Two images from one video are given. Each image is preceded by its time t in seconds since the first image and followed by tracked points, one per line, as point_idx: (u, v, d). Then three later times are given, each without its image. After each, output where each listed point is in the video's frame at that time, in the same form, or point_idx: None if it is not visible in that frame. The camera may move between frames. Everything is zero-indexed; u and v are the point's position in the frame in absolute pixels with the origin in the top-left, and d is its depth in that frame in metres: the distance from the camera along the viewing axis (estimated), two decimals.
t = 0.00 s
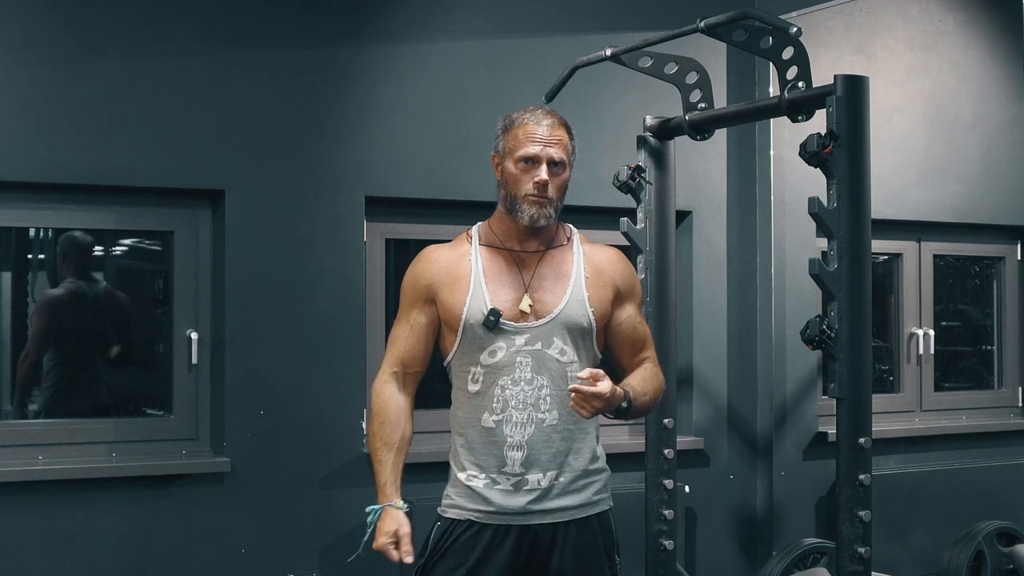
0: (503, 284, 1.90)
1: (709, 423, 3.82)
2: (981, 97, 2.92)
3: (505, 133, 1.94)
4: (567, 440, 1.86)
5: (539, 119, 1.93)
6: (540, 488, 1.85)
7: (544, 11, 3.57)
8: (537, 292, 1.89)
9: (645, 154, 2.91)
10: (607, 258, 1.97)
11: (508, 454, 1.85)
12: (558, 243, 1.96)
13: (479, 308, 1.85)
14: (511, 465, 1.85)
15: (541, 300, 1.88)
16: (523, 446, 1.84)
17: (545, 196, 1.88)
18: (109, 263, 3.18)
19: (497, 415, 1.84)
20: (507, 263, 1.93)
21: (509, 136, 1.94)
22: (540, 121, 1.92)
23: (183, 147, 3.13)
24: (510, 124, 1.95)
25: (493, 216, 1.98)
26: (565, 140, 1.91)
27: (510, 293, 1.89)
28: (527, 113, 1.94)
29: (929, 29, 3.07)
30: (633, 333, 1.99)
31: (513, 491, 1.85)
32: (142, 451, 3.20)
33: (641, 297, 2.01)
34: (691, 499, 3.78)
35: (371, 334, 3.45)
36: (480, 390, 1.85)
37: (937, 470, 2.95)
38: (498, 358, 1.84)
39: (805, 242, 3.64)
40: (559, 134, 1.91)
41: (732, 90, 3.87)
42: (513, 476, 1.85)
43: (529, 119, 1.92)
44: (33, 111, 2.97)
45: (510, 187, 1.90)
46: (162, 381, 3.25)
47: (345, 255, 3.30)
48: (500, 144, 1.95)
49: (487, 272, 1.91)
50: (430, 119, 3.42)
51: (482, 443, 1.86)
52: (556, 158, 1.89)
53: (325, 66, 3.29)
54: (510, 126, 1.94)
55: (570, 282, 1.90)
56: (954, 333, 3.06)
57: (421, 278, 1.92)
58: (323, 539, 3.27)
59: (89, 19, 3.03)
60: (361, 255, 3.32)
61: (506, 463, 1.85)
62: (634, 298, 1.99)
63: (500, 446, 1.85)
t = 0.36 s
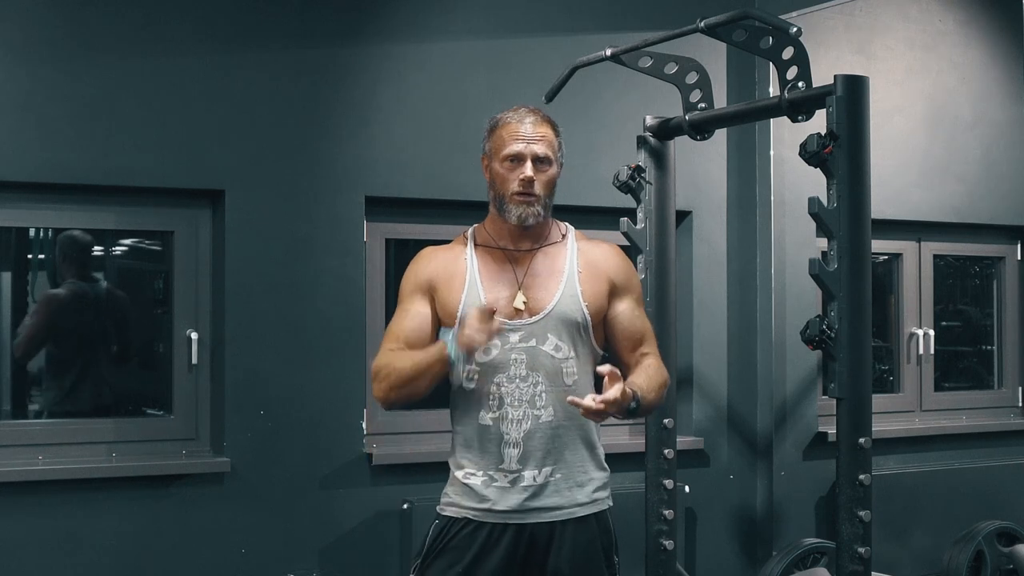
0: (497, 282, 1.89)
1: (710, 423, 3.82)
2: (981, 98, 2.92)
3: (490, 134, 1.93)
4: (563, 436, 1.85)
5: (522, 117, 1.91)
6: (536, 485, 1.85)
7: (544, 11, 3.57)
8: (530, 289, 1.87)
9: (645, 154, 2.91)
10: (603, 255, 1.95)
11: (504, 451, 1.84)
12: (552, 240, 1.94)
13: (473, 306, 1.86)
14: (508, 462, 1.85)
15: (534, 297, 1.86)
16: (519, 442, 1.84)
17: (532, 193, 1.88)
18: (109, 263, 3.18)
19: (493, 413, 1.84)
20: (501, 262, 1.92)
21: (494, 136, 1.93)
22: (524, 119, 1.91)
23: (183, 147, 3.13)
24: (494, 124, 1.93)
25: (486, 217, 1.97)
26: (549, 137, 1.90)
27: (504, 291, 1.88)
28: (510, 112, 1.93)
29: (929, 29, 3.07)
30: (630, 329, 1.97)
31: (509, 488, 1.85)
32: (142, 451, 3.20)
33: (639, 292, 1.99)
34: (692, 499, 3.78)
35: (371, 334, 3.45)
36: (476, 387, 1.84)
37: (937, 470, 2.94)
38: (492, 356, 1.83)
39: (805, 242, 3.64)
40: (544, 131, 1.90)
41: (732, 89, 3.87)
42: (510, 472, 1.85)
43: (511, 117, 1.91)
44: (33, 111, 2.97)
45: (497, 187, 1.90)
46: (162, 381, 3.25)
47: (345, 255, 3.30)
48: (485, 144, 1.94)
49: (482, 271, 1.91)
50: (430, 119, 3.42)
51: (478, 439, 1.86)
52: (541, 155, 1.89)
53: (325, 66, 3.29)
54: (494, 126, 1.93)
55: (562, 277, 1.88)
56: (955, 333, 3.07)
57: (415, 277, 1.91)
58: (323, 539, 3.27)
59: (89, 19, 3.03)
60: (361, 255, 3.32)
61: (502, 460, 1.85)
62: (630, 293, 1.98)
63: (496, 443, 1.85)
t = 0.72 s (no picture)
0: (503, 282, 1.88)
1: (710, 423, 3.80)
2: (981, 98, 2.93)
3: (504, 133, 1.94)
4: (568, 437, 1.84)
5: (537, 119, 1.93)
6: (540, 485, 1.85)
7: (544, 11, 3.57)
8: (537, 289, 1.87)
9: (645, 154, 2.92)
10: (606, 258, 1.98)
11: (509, 451, 1.84)
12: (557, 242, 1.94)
13: (480, 306, 1.85)
14: (512, 462, 1.84)
15: (541, 297, 1.86)
16: (524, 443, 1.83)
17: (545, 196, 1.88)
18: (110, 263, 3.18)
19: (498, 413, 1.83)
20: (507, 262, 1.91)
21: (508, 136, 1.93)
22: (539, 121, 1.92)
23: (183, 147, 3.13)
24: (509, 124, 1.94)
25: (492, 216, 1.96)
26: (564, 140, 1.91)
27: (510, 290, 1.87)
28: (526, 113, 1.94)
29: (929, 29, 3.07)
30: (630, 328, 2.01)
31: (512, 488, 1.85)
32: (142, 451, 3.20)
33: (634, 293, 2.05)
34: (691, 499, 3.77)
35: (371, 334, 3.45)
36: (481, 388, 1.83)
37: (937, 471, 2.94)
38: (499, 357, 1.82)
39: (804, 242, 3.72)
40: (559, 134, 1.91)
41: (732, 90, 3.87)
42: (513, 473, 1.85)
43: (527, 120, 1.92)
44: (33, 111, 2.97)
45: (509, 187, 1.91)
46: (162, 381, 3.25)
47: (345, 255, 3.30)
48: (498, 144, 1.95)
49: (488, 270, 1.90)
50: (431, 118, 3.42)
51: (482, 440, 1.85)
52: (555, 158, 1.90)
53: (325, 66, 3.29)
54: (509, 126, 1.94)
55: (569, 280, 1.89)
56: (955, 333, 3.07)
57: (421, 279, 1.91)
58: (323, 539, 3.27)
59: (89, 19, 3.03)
60: (361, 255, 3.32)
61: (506, 461, 1.84)
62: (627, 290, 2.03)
63: (500, 444, 1.84)
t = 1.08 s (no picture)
0: (501, 284, 1.89)
1: (710, 423, 3.80)
2: (981, 98, 2.93)
3: (502, 133, 1.93)
4: (567, 440, 1.85)
5: (534, 119, 1.91)
6: (539, 488, 1.85)
7: (544, 11, 3.57)
8: (535, 292, 1.88)
9: (645, 154, 2.91)
10: (607, 258, 1.96)
11: (508, 454, 1.85)
12: (557, 242, 1.95)
13: (477, 307, 1.86)
14: (511, 465, 1.85)
15: (539, 299, 1.88)
16: (522, 446, 1.84)
17: (541, 196, 1.87)
18: (109, 263, 3.18)
19: (497, 415, 1.84)
20: (505, 263, 1.92)
21: (506, 136, 1.92)
22: (536, 121, 1.90)
23: (183, 147, 3.13)
24: (506, 124, 1.93)
25: (491, 216, 1.97)
26: (561, 140, 1.90)
27: (508, 293, 1.88)
28: (523, 113, 1.92)
29: (929, 29, 3.07)
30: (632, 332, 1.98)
31: (512, 491, 1.85)
32: (142, 451, 3.20)
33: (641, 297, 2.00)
34: (691, 499, 3.77)
35: (371, 334, 3.45)
36: (480, 389, 1.85)
37: (937, 470, 2.95)
38: (497, 359, 1.83)
39: (804, 242, 3.73)
40: (556, 134, 1.90)
41: (732, 90, 3.87)
42: (513, 475, 1.85)
43: (523, 120, 1.90)
44: (33, 111, 2.97)
45: (507, 188, 1.90)
46: (162, 381, 3.25)
47: (345, 254, 3.30)
48: (496, 143, 1.94)
49: (486, 272, 1.91)
50: (431, 118, 3.42)
51: (481, 442, 1.86)
52: (552, 159, 1.88)
53: (325, 66, 3.29)
54: (505, 126, 1.92)
55: (568, 281, 1.89)
56: (955, 333, 3.07)
57: (418, 279, 1.93)
58: (323, 539, 3.27)
59: (89, 19, 3.03)
60: (361, 255, 3.32)
61: (505, 463, 1.85)
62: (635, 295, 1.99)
63: (499, 447, 1.85)
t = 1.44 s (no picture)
0: (498, 284, 1.89)
1: (709, 422, 3.79)
2: (981, 98, 2.93)
3: (500, 132, 1.93)
4: (564, 440, 1.85)
5: (532, 117, 1.91)
6: (535, 487, 1.84)
7: (544, 11, 3.57)
8: (532, 291, 1.87)
9: (645, 154, 2.91)
10: (605, 256, 1.94)
11: (504, 454, 1.84)
12: (554, 242, 1.94)
13: (473, 308, 1.86)
14: (507, 465, 1.84)
15: (536, 299, 1.87)
16: (518, 446, 1.84)
17: (541, 192, 1.87)
18: (109, 263, 3.18)
19: (493, 415, 1.84)
20: (502, 263, 1.92)
21: (504, 134, 1.92)
22: (534, 119, 1.91)
23: (183, 147, 3.13)
24: (505, 122, 1.93)
25: (489, 216, 1.97)
26: (559, 138, 1.90)
27: (505, 294, 1.88)
28: (521, 111, 1.92)
29: (929, 29, 3.07)
30: (631, 332, 1.97)
31: (508, 490, 1.85)
32: (142, 451, 3.20)
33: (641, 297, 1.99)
34: (692, 499, 3.77)
35: (371, 334, 3.45)
36: (476, 389, 1.84)
37: (937, 470, 2.95)
38: (492, 359, 1.83)
39: (805, 243, 3.73)
40: (554, 131, 1.90)
41: (732, 90, 3.87)
42: (509, 475, 1.84)
43: (522, 117, 1.91)
44: (33, 110, 2.97)
45: (506, 186, 1.90)
46: (162, 381, 3.25)
47: (345, 254, 3.30)
48: (494, 142, 1.94)
49: (482, 272, 1.91)
50: (431, 118, 3.42)
51: (478, 442, 1.86)
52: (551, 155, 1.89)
53: (325, 66, 3.29)
54: (504, 124, 1.93)
55: (564, 280, 1.88)
56: (955, 333, 3.07)
57: (418, 281, 1.94)
58: (323, 539, 3.27)
59: (89, 19, 3.03)
60: (361, 255, 3.32)
61: (502, 463, 1.85)
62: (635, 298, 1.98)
63: (496, 447, 1.85)
